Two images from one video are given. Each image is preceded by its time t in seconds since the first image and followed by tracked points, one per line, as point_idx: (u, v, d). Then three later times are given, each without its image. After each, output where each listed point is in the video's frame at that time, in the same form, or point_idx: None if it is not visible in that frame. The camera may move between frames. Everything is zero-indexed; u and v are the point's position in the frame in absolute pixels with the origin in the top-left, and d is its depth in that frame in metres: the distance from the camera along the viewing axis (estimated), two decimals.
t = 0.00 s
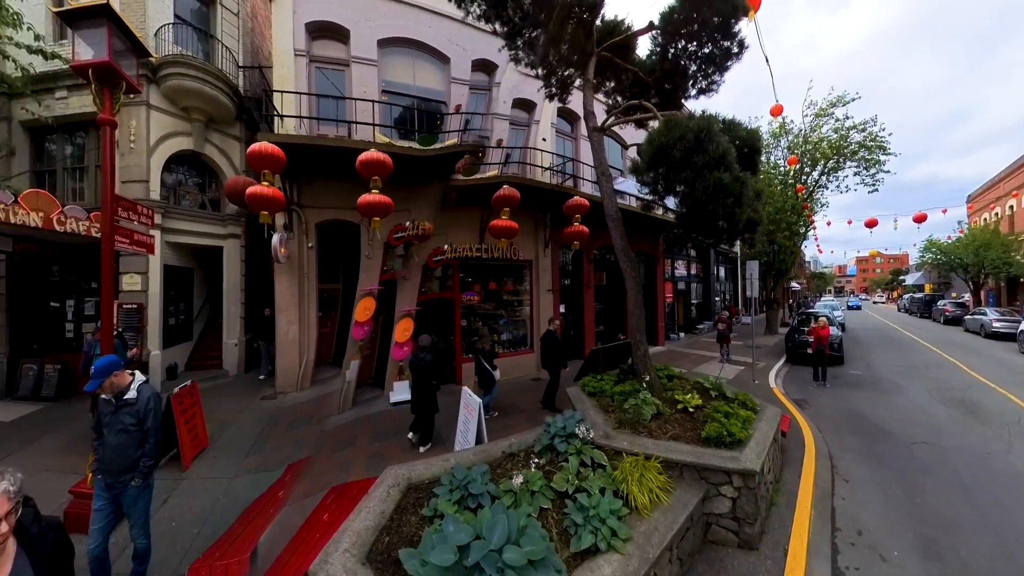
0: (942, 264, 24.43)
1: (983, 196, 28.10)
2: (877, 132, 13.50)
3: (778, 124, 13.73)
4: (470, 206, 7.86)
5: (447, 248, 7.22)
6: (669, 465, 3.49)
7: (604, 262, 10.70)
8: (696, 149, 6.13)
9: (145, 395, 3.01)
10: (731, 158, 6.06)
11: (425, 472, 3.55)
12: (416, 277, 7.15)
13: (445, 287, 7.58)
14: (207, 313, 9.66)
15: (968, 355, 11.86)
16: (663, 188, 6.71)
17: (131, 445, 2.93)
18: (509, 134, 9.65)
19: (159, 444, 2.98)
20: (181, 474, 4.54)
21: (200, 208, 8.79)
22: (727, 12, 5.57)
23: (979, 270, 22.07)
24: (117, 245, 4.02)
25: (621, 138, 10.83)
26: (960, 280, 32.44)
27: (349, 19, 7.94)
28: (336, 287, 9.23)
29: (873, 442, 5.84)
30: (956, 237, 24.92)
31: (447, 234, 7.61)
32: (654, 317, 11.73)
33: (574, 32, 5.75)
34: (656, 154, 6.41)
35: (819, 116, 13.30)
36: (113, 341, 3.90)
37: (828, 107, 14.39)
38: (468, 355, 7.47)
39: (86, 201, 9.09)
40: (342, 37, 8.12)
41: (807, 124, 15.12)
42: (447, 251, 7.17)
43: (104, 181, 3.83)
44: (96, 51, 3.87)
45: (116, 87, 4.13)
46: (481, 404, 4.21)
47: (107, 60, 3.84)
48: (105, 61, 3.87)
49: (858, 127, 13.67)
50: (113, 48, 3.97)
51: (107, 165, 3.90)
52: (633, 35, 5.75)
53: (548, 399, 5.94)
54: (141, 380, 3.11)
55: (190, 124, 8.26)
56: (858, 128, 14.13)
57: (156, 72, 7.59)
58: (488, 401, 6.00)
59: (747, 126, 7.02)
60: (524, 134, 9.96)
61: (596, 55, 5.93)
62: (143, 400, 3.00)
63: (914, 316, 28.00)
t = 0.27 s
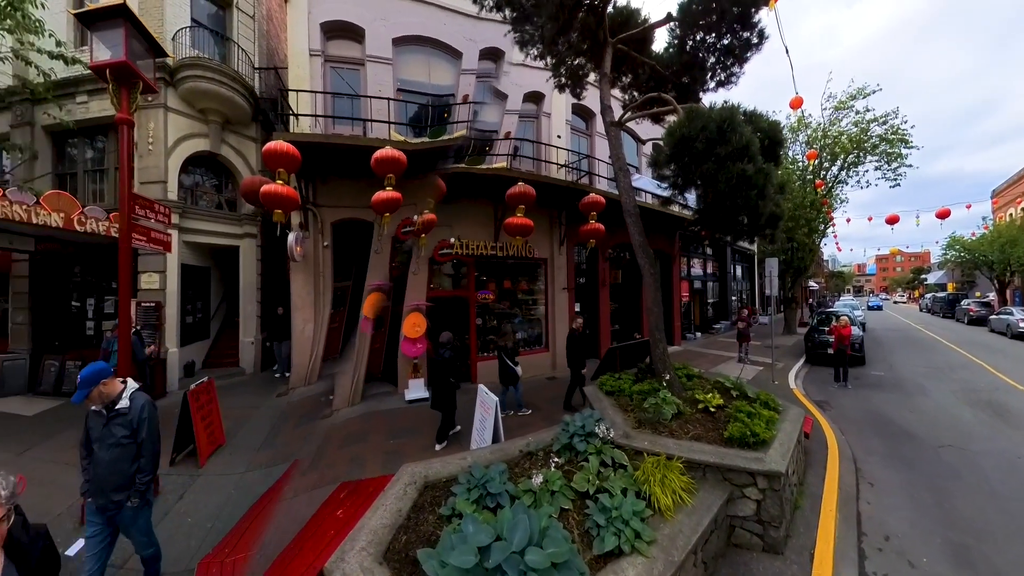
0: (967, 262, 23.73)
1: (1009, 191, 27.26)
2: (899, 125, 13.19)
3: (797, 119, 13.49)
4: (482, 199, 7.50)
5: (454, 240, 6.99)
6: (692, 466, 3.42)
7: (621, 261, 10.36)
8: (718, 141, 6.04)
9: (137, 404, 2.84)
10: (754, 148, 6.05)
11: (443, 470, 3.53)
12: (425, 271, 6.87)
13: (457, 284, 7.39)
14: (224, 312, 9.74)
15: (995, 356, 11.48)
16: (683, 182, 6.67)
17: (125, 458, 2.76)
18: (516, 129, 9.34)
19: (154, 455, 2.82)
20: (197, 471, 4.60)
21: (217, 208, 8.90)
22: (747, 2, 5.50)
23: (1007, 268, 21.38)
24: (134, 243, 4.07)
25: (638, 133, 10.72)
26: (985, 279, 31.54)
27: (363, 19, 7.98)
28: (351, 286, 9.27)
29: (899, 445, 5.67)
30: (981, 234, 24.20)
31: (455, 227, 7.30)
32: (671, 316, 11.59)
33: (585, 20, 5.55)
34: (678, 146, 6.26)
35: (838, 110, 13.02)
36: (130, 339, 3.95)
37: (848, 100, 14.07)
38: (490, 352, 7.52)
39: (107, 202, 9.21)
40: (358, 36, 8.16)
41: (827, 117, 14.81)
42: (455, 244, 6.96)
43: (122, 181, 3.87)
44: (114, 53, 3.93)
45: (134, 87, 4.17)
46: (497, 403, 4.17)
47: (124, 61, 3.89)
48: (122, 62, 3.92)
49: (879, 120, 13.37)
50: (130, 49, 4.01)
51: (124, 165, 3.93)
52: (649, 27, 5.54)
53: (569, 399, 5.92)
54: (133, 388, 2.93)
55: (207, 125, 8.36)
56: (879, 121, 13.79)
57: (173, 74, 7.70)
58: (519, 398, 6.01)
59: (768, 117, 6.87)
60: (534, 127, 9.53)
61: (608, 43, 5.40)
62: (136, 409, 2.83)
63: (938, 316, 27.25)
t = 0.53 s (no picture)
0: (993, 259, 23.12)
1: None
2: (922, 117, 12.92)
3: (815, 112, 13.30)
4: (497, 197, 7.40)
5: (470, 238, 6.92)
6: (719, 466, 3.35)
7: (636, 258, 10.48)
8: (745, 130, 5.96)
9: (115, 409, 2.52)
10: (782, 138, 5.94)
11: (463, 469, 3.48)
12: (436, 265, 6.78)
13: (472, 282, 7.31)
14: (240, 311, 9.80)
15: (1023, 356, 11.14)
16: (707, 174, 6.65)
17: (101, 471, 2.49)
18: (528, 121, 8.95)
19: (131, 471, 2.50)
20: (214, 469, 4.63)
21: (233, 208, 8.99)
22: None
23: None
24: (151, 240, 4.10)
25: (655, 129, 10.62)
26: (1010, 277, 30.74)
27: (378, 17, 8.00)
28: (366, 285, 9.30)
29: (926, 448, 5.52)
30: (1007, 231, 23.58)
31: (470, 223, 7.12)
32: (689, 314, 11.47)
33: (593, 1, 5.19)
34: (703, 136, 6.18)
35: (859, 102, 12.79)
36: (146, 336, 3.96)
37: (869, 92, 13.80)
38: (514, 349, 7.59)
39: (126, 203, 9.34)
40: (374, 35, 8.20)
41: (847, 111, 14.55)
42: (469, 241, 6.89)
43: (138, 178, 3.85)
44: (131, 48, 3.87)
45: (150, 84, 4.12)
46: (517, 401, 4.13)
47: (140, 56, 3.83)
48: (139, 58, 3.87)
49: (901, 112, 13.12)
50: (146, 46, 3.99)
51: (140, 161, 3.89)
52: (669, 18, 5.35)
53: (592, 399, 5.89)
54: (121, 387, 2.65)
55: (223, 126, 8.45)
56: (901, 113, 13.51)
57: (189, 75, 7.77)
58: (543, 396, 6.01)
59: (793, 108, 6.75)
60: (549, 123, 9.22)
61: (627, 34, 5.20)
62: (113, 415, 2.51)
63: (962, 315, 26.60)
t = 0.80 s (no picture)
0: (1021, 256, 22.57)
1: None
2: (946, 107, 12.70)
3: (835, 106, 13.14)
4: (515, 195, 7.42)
5: (488, 235, 6.95)
6: (749, 463, 3.31)
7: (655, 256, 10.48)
8: (775, 119, 5.91)
9: (88, 419, 2.34)
10: (813, 126, 5.91)
11: (487, 467, 3.43)
12: (452, 263, 6.82)
13: (487, 279, 7.30)
14: (257, 310, 9.90)
15: None
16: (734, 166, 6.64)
17: (70, 492, 2.28)
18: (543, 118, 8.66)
19: (96, 492, 2.27)
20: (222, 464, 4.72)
21: (251, 207, 9.08)
22: None
23: None
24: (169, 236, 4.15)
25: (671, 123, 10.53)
26: None
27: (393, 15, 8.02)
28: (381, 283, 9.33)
29: (955, 449, 5.39)
30: None
31: (488, 222, 7.16)
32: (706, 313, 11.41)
33: None
34: (733, 125, 6.12)
35: (880, 94, 12.60)
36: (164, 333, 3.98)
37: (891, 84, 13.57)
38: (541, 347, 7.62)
39: (145, 203, 9.47)
40: (389, 31, 8.18)
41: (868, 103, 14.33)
42: (487, 238, 6.94)
43: (155, 172, 3.89)
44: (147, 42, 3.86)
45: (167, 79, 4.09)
46: (538, 398, 4.11)
47: (157, 51, 3.81)
48: (156, 52, 3.84)
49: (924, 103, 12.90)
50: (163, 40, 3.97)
51: (158, 157, 3.89)
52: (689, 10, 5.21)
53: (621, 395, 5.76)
54: (105, 395, 2.49)
55: (240, 125, 8.54)
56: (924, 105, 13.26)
57: (206, 75, 7.86)
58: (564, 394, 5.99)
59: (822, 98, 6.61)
60: (565, 119, 8.99)
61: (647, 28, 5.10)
62: (85, 426, 2.33)
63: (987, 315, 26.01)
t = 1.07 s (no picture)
0: None
1: None
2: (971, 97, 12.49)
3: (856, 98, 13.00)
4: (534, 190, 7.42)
5: (506, 231, 6.93)
6: (783, 460, 3.27)
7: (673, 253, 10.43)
8: (808, 107, 5.80)
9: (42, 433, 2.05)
10: (846, 114, 5.81)
11: (515, 466, 3.39)
12: (470, 258, 6.85)
13: (505, 275, 7.33)
14: (274, 309, 10.04)
15: None
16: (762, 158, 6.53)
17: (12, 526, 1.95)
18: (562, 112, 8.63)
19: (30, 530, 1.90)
20: (233, 459, 4.78)
21: (269, 206, 9.17)
22: None
23: None
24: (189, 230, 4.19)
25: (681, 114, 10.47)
26: None
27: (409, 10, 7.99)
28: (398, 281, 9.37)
29: (987, 449, 5.28)
30: None
31: (507, 218, 7.20)
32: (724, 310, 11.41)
33: None
34: (764, 113, 6.00)
35: (903, 85, 12.42)
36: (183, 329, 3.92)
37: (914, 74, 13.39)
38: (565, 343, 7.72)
39: (164, 203, 9.60)
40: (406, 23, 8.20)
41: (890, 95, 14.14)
42: (507, 236, 6.89)
43: (175, 170, 3.76)
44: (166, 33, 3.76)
45: (185, 70, 3.95)
46: (564, 394, 4.09)
47: (177, 41, 3.70)
48: (175, 42, 3.72)
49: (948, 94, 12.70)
50: (181, 33, 3.95)
51: (177, 151, 3.78)
52: None
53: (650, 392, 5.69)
54: (83, 398, 2.24)
55: (258, 124, 8.64)
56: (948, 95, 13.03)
57: (223, 75, 7.95)
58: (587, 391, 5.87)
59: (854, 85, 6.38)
60: (584, 114, 8.94)
61: (672, 17, 5.10)
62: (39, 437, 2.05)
63: (1013, 313, 25.47)
